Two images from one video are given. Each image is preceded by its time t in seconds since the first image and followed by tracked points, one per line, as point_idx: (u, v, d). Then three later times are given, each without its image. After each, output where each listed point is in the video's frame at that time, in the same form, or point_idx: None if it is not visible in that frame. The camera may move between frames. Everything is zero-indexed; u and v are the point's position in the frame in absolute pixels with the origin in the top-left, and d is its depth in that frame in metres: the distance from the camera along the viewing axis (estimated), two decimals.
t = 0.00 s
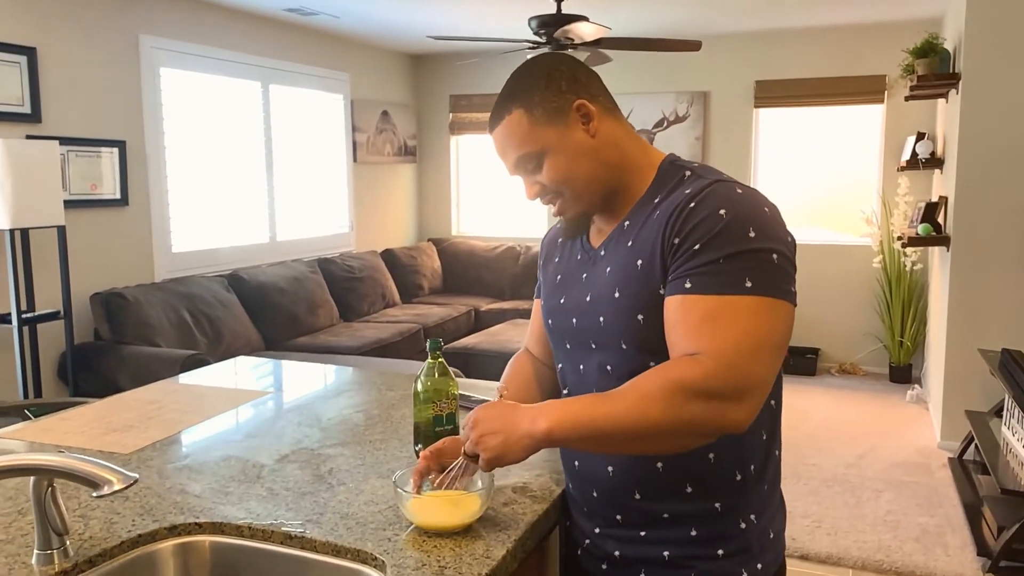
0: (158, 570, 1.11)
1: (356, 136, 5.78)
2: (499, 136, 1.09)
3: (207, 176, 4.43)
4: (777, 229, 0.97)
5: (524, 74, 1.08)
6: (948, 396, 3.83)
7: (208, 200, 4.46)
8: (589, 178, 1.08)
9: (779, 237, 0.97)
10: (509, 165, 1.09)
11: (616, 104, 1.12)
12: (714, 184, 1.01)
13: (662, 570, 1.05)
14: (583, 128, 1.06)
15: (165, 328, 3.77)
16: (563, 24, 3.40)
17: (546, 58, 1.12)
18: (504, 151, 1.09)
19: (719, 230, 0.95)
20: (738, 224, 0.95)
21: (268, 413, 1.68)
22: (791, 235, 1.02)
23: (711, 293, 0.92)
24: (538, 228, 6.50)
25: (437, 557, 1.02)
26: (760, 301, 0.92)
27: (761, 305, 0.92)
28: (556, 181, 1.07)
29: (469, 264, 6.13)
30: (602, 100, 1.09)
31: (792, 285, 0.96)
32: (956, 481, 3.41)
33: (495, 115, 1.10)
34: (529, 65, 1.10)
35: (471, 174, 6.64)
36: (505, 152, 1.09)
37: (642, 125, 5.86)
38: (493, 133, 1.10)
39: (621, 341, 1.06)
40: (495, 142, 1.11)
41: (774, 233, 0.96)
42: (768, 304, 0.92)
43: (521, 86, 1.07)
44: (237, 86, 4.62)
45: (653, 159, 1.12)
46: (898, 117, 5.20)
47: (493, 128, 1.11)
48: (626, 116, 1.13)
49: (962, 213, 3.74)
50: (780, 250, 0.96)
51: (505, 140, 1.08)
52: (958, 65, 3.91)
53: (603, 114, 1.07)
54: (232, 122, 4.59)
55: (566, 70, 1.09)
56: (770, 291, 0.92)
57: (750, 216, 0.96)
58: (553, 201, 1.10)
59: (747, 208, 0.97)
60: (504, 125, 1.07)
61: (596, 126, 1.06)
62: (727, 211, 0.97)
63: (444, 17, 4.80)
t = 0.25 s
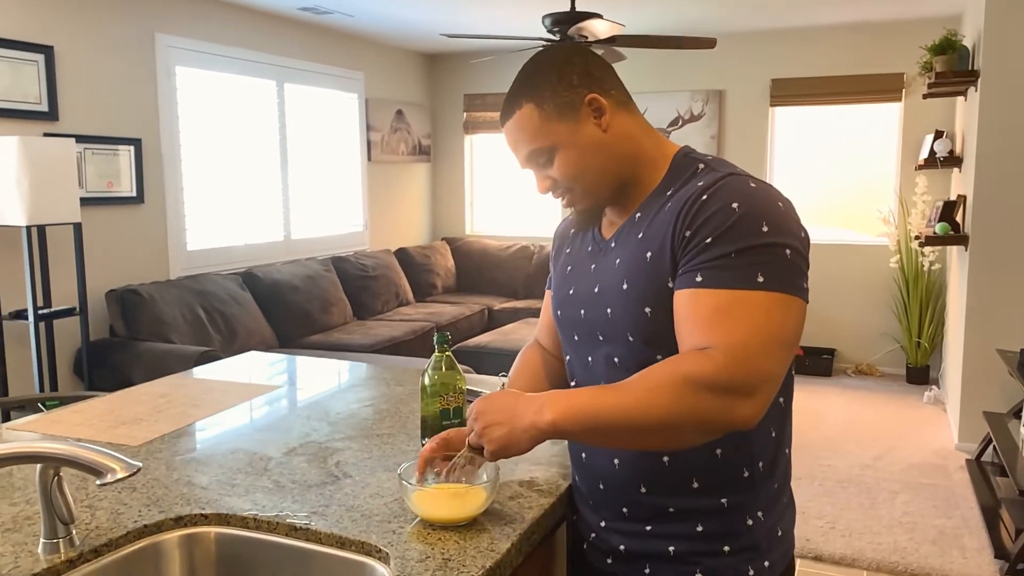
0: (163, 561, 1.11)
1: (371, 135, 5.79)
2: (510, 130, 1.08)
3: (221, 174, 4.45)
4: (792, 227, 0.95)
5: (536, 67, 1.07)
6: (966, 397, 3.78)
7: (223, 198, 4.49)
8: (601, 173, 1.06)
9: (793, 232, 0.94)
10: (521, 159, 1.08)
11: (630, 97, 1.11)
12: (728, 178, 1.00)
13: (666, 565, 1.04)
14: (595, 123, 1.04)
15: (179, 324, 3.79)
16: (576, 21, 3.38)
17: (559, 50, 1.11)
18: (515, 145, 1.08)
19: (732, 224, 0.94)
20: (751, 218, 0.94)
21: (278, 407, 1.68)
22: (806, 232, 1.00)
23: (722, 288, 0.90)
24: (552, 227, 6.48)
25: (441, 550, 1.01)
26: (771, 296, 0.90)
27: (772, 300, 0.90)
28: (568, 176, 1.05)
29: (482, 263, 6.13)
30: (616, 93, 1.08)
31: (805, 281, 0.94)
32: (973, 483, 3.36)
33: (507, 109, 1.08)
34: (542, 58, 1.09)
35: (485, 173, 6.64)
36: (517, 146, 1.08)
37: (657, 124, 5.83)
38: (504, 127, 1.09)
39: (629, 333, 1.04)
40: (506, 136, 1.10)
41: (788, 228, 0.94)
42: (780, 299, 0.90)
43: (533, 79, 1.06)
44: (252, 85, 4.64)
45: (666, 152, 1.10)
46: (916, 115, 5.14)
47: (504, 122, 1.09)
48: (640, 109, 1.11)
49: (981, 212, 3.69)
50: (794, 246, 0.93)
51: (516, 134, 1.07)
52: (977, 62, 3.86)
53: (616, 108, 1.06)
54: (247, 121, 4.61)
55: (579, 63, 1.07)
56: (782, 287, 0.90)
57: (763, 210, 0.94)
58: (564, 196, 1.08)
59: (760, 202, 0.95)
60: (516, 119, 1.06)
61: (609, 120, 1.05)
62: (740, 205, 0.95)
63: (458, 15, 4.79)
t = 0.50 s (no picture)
0: (171, 557, 1.12)
1: (383, 137, 5.82)
2: (543, 83, 1.01)
3: (234, 175, 4.48)
4: (797, 227, 0.95)
5: (577, 35, 1.04)
6: (980, 400, 3.75)
7: (236, 199, 4.52)
8: (627, 152, 1.03)
9: (799, 234, 0.94)
10: (548, 118, 1.01)
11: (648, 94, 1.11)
12: (731, 180, 0.99)
13: (669, 566, 1.04)
14: (631, 101, 1.02)
15: (192, 324, 3.82)
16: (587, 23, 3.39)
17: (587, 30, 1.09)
18: (545, 102, 1.01)
19: (737, 227, 0.93)
20: (757, 221, 0.93)
21: (287, 406, 1.70)
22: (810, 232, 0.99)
23: (732, 291, 0.90)
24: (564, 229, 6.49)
25: (445, 548, 1.02)
26: (783, 299, 0.89)
27: (784, 303, 0.89)
28: (599, 141, 1.00)
29: (493, 264, 6.14)
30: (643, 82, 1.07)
31: (811, 282, 0.94)
32: (986, 487, 3.34)
33: (540, 66, 1.02)
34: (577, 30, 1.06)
35: (497, 174, 6.65)
36: (548, 102, 1.01)
37: (669, 125, 5.82)
38: (533, 82, 1.02)
39: (632, 336, 1.03)
40: (531, 94, 1.03)
41: (793, 230, 0.94)
42: (790, 300, 0.90)
43: (577, 42, 1.02)
44: (265, 86, 4.67)
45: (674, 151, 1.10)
46: (930, 116, 5.11)
47: (534, 78, 1.03)
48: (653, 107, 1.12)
49: (996, 213, 3.66)
50: (801, 247, 0.93)
51: (549, 92, 1.00)
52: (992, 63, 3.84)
53: (647, 93, 1.05)
54: (260, 122, 4.64)
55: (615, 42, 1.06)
56: (790, 289, 0.90)
57: (769, 212, 0.94)
58: (587, 164, 1.02)
59: (766, 204, 0.95)
60: (555, 71, 1.00)
61: (642, 103, 1.03)
62: (745, 207, 0.94)
63: (470, 17, 4.81)
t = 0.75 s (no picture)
0: (178, 555, 1.14)
1: (390, 138, 5.84)
2: (566, 70, 1.01)
3: (243, 176, 4.51)
4: (807, 235, 0.96)
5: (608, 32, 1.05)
6: (987, 402, 3.74)
7: (244, 200, 4.54)
8: (642, 150, 1.03)
9: (808, 241, 0.95)
10: (570, 105, 1.01)
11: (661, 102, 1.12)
12: (741, 187, 0.99)
13: (669, 567, 1.05)
14: (651, 99, 1.03)
15: (200, 325, 3.84)
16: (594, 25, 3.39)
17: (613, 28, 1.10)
18: (569, 89, 1.01)
19: (749, 237, 0.94)
20: (768, 230, 0.94)
21: (293, 407, 1.71)
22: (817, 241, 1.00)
23: (746, 300, 0.90)
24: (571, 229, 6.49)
25: (448, 547, 1.03)
26: (796, 307, 0.90)
27: (796, 312, 0.90)
28: (617, 135, 1.01)
29: (500, 264, 6.15)
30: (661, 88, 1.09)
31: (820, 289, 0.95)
32: (994, 490, 3.33)
33: (569, 53, 1.03)
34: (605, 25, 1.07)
35: (504, 175, 6.67)
36: (572, 88, 1.01)
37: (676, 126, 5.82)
38: (557, 68, 1.03)
39: (638, 339, 1.03)
40: (554, 81, 1.03)
41: (804, 238, 0.95)
42: (802, 309, 0.91)
43: (608, 34, 1.03)
44: (273, 88, 4.69)
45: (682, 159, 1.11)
46: (938, 118, 5.10)
47: (559, 64, 1.03)
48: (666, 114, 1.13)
49: (1004, 215, 3.65)
50: (811, 255, 0.94)
51: (575, 80, 1.00)
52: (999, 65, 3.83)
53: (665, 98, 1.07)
54: (268, 123, 4.67)
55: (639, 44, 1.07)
56: (802, 297, 0.91)
57: (779, 220, 0.95)
58: (601, 157, 1.02)
59: (776, 213, 0.95)
60: (581, 60, 1.01)
61: (660, 106, 1.05)
62: (756, 216, 0.95)
63: (476, 18, 4.82)
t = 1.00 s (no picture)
0: (185, 552, 1.15)
1: (395, 138, 5.85)
2: (598, 53, 1.02)
3: (248, 176, 4.52)
4: (817, 234, 0.96)
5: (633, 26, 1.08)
6: (992, 402, 3.74)
7: (250, 199, 4.56)
8: (668, 138, 1.05)
9: (820, 241, 0.95)
10: (604, 86, 1.01)
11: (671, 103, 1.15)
12: (751, 187, 1.00)
13: (679, 567, 1.05)
14: (676, 90, 1.06)
15: (205, 324, 3.86)
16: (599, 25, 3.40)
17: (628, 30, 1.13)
18: (603, 71, 1.01)
19: (760, 236, 0.94)
20: (780, 230, 0.94)
21: (300, 406, 1.71)
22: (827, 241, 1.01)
23: (757, 300, 0.91)
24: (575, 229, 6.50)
25: (453, 544, 1.04)
26: (806, 308, 0.91)
27: (807, 313, 0.91)
28: (649, 119, 1.01)
29: (505, 264, 6.16)
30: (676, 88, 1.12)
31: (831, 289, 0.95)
32: (998, 490, 3.32)
33: (598, 38, 1.04)
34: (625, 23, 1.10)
35: (508, 175, 6.67)
36: (606, 69, 1.01)
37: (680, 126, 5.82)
38: (588, 51, 1.03)
39: (648, 340, 1.03)
40: (583, 64, 1.03)
41: (815, 238, 0.95)
42: (813, 310, 0.91)
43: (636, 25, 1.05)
44: (278, 88, 4.71)
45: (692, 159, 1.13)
46: (943, 118, 5.09)
47: (587, 49, 1.04)
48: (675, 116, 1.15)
49: (1009, 215, 3.64)
50: (821, 255, 0.94)
51: (612, 60, 1.01)
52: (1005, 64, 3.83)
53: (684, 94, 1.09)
54: (274, 123, 4.68)
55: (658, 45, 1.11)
56: (812, 297, 0.91)
57: (790, 220, 0.95)
58: (631, 139, 1.02)
59: (787, 212, 0.96)
60: (616, 43, 1.02)
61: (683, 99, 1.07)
62: (767, 216, 0.95)
63: (481, 18, 4.82)
